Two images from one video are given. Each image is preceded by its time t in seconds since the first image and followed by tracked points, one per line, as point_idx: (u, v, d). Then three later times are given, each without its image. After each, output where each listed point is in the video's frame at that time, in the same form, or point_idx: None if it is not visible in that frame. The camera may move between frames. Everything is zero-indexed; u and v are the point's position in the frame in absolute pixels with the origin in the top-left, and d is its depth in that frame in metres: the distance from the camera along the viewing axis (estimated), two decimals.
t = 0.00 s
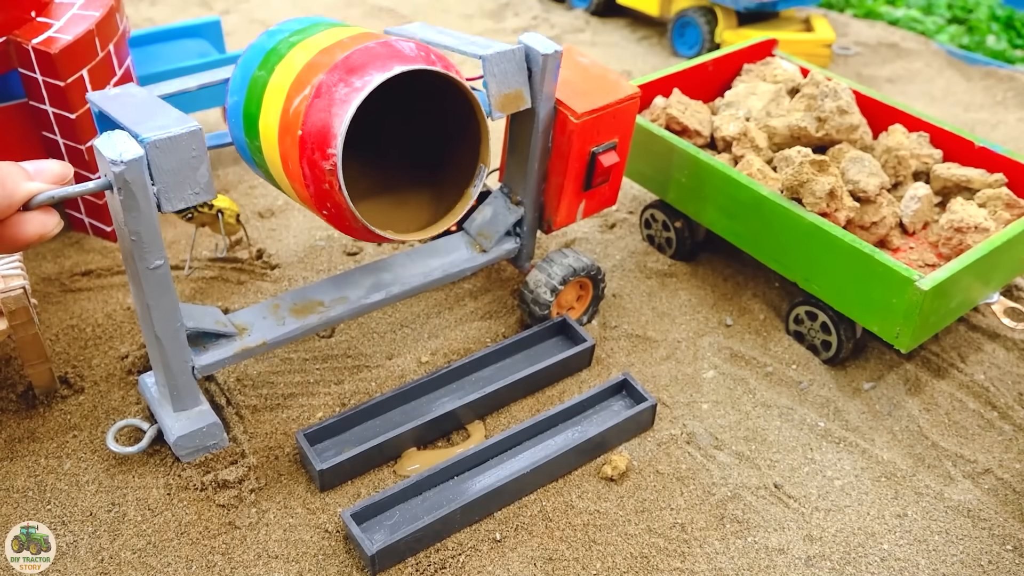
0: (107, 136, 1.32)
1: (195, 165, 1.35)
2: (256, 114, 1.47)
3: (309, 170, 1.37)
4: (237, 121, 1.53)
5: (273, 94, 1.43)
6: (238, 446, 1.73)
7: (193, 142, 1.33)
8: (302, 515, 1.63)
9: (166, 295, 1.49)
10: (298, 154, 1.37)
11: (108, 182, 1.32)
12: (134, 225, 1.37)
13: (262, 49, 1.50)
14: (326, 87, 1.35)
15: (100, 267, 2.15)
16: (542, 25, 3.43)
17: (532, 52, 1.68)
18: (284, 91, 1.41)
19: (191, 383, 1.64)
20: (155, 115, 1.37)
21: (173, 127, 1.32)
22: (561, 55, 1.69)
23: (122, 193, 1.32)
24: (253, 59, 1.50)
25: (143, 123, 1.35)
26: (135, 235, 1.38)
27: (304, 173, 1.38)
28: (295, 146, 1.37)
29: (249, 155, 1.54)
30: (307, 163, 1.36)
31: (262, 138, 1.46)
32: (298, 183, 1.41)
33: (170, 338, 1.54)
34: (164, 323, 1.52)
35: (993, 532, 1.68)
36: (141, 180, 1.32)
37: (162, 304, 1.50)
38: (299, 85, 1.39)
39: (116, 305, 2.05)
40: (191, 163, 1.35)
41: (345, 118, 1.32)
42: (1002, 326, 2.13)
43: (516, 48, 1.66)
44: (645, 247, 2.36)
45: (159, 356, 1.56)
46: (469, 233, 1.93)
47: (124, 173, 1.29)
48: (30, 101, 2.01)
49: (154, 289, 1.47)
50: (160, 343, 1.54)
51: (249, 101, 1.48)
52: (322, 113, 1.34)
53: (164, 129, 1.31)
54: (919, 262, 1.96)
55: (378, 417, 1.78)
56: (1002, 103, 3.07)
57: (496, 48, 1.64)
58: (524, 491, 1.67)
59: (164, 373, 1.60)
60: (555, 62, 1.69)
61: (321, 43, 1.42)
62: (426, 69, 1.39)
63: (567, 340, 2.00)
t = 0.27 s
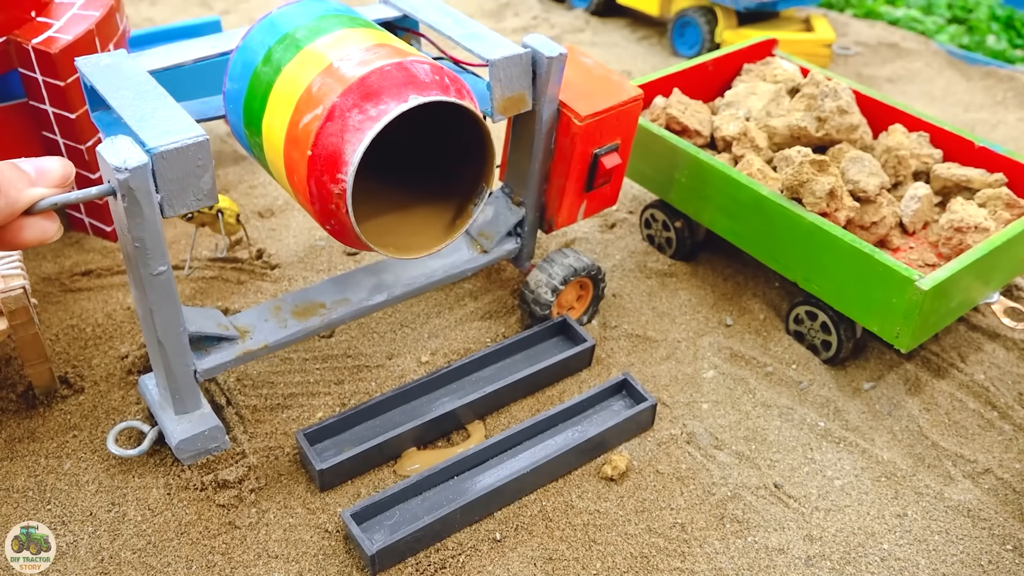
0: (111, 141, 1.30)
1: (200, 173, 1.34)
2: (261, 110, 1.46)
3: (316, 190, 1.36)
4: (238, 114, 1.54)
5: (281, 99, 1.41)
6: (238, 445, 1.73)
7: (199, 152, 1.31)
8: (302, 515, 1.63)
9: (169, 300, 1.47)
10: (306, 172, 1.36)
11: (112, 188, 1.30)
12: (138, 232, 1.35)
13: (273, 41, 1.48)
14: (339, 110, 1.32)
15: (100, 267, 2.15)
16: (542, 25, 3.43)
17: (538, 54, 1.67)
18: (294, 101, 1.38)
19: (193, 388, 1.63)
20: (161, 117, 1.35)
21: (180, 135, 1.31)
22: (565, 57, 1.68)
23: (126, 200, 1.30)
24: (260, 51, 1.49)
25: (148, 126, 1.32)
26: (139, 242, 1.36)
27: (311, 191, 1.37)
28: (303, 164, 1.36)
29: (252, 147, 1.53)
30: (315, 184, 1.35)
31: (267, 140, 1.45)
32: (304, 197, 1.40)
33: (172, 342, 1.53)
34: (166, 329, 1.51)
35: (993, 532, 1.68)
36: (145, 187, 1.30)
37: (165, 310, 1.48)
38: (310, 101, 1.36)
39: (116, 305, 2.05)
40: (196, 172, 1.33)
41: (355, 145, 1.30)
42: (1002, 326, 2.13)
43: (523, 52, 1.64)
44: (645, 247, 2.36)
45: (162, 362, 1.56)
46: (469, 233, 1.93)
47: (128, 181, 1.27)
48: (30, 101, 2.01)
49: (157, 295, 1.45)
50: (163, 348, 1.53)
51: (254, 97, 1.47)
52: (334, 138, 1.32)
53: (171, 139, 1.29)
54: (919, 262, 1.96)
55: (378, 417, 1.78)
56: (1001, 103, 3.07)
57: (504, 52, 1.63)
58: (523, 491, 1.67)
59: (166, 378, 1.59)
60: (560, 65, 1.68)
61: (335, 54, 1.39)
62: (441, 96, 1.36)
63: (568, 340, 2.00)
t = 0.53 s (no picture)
0: (113, 147, 1.29)
1: (204, 181, 1.32)
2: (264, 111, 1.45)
3: (321, 201, 1.35)
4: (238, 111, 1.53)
5: (286, 103, 1.40)
6: (238, 445, 1.73)
7: (204, 160, 1.30)
8: (302, 515, 1.63)
9: (172, 306, 1.47)
10: (311, 182, 1.35)
11: (115, 195, 1.29)
12: (140, 239, 1.34)
13: (278, 41, 1.47)
14: (348, 123, 1.31)
15: (100, 267, 2.15)
16: (542, 25, 3.43)
17: (542, 57, 1.66)
18: (300, 109, 1.37)
19: (195, 392, 1.63)
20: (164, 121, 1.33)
21: (184, 142, 1.29)
22: (570, 59, 1.68)
23: (129, 207, 1.29)
24: (264, 50, 1.48)
25: (152, 131, 1.31)
26: (142, 248, 1.35)
27: (316, 201, 1.36)
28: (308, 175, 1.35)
29: (252, 145, 1.53)
30: (320, 195, 1.35)
31: (269, 143, 1.45)
32: (307, 206, 1.40)
33: (174, 347, 1.53)
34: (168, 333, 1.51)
35: (993, 532, 1.68)
36: (148, 194, 1.29)
37: (167, 315, 1.48)
38: (317, 110, 1.35)
39: (116, 305, 2.05)
40: (199, 179, 1.32)
41: (363, 160, 1.30)
42: (1002, 326, 2.13)
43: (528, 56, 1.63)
44: (645, 247, 2.36)
45: (163, 367, 1.55)
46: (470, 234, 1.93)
47: (131, 188, 1.26)
48: (30, 101, 2.01)
49: (160, 301, 1.45)
50: (165, 353, 1.53)
51: (257, 97, 1.47)
52: (342, 151, 1.31)
53: (176, 147, 1.28)
54: (919, 262, 1.96)
55: (378, 417, 1.78)
56: (1001, 103, 3.07)
57: (509, 56, 1.62)
58: (524, 491, 1.67)
59: (167, 383, 1.59)
60: (565, 67, 1.68)
61: (343, 63, 1.38)
62: (449, 111, 1.36)
63: (568, 340, 2.00)
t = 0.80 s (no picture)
0: (115, 151, 1.28)
1: (207, 187, 1.32)
2: (266, 111, 1.45)
3: (325, 213, 1.36)
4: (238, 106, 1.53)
5: (289, 107, 1.40)
6: (239, 446, 1.73)
7: (207, 167, 1.30)
8: (302, 515, 1.63)
9: (173, 311, 1.46)
10: (315, 194, 1.36)
11: (117, 201, 1.28)
12: (143, 245, 1.34)
13: (281, 39, 1.45)
14: (356, 139, 1.32)
15: (100, 267, 2.15)
16: (542, 25, 3.43)
17: (543, 58, 1.66)
18: (306, 118, 1.37)
19: (197, 399, 1.63)
20: (165, 124, 1.31)
21: (188, 149, 1.29)
22: (570, 60, 1.68)
23: (131, 213, 1.29)
24: (265, 49, 1.47)
25: (153, 135, 1.29)
26: (144, 254, 1.35)
27: (319, 211, 1.37)
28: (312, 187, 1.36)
29: (252, 143, 1.53)
30: (324, 207, 1.35)
31: (271, 145, 1.44)
32: (309, 213, 1.41)
33: (176, 353, 1.53)
34: (170, 339, 1.50)
35: (993, 532, 1.68)
36: (151, 201, 1.28)
37: (169, 321, 1.47)
38: (324, 121, 1.35)
39: (116, 305, 2.05)
40: (202, 185, 1.31)
41: (371, 178, 1.31)
42: (1002, 326, 2.13)
43: (530, 59, 1.63)
44: (645, 247, 2.36)
45: (164, 370, 1.54)
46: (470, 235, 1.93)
47: (134, 195, 1.26)
48: (30, 101, 2.01)
49: (162, 307, 1.44)
50: (167, 359, 1.52)
51: (259, 97, 1.46)
52: (349, 166, 1.32)
53: (181, 155, 1.27)
54: (919, 262, 1.96)
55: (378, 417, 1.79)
56: (1001, 103, 3.07)
57: (511, 60, 1.61)
58: (524, 490, 1.67)
59: (168, 389, 1.58)
60: (565, 68, 1.68)
61: (351, 72, 1.37)
62: (457, 128, 1.36)
63: (568, 340, 2.00)
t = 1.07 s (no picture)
0: (115, 154, 1.28)
1: (207, 189, 1.32)
2: (268, 111, 1.44)
3: (325, 216, 1.36)
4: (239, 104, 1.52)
5: (291, 108, 1.40)
6: (239, 446, 1.73)
7: (208, 171, 1.30)
8: (302, 515, 1.63)
9: (174, 313, 1.46)
10: (315, 197, 1.36)
11: (117, 203, 1.28)
12: (143, 247, 1.34)
13: (282, 39, 1.45)
14: (358, 144, 1.32)
15: (100, 267, 2.15)
16: (542, 25, 3.43)
17: (544, 59, 1.66)
18: (308, 121, 1.37)
19: (197, 399, 1.63)
20: (165, 124, 1.31)
21: (188, 152, 1.29)
22: (571, 61, 1.68)
23: (131, 216, 1.29)
24: (265, 48, 1.46)
25: (153, 137, 1.29)
26: (144, 256, 1.35)
27: (319, 215, 1.37)
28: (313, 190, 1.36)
29: (252, 141, 1.53)
30: (325, 211, 1.36)
31: (272, 145, 1.44)
32: (308, 215, 1.41)
33: (176, 354, 1.53)
34: (170, 340, 1.50)
35: (993, 532, 1.68)
36: (151, 203, 1.28)
37: (169, 323, 1.48)
38: (326, 125, 1.35)
39: (116, 305, 2.05)
40: (202, 187, 1.32)
41: (372, 184, 1.31)
42: (1002, 326, 2.13)
43: (531, 60, 1.62)
44: (645, 247, 2.36)
45: (164, 371, 1.54)
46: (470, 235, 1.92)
47: (134, 198, 1.26)
48: (30, 101, 2.01)
49: (162, 308, 1.44)
50: (167, 360, 1.52)
51: (260, 96, 1.46)
52: (350, 171, 1.32)
53: (182, 158, 1.28)
54: (919, 262, 1.96)
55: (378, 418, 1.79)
56: (1001, 103, 3.07)
57: (513, 61, 1.61)
58: (524, 490, 1.67)
59: (169, 390, 1.58)
60: (567, 69, 1.68)
61: (354, 76, 1.37)
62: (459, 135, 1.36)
63: (568, 340, 2.00)
